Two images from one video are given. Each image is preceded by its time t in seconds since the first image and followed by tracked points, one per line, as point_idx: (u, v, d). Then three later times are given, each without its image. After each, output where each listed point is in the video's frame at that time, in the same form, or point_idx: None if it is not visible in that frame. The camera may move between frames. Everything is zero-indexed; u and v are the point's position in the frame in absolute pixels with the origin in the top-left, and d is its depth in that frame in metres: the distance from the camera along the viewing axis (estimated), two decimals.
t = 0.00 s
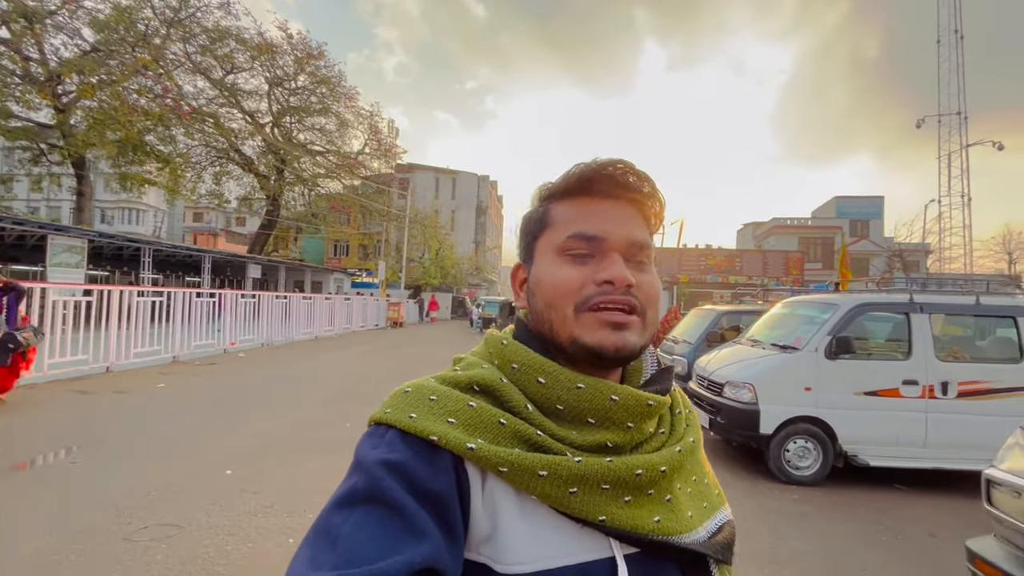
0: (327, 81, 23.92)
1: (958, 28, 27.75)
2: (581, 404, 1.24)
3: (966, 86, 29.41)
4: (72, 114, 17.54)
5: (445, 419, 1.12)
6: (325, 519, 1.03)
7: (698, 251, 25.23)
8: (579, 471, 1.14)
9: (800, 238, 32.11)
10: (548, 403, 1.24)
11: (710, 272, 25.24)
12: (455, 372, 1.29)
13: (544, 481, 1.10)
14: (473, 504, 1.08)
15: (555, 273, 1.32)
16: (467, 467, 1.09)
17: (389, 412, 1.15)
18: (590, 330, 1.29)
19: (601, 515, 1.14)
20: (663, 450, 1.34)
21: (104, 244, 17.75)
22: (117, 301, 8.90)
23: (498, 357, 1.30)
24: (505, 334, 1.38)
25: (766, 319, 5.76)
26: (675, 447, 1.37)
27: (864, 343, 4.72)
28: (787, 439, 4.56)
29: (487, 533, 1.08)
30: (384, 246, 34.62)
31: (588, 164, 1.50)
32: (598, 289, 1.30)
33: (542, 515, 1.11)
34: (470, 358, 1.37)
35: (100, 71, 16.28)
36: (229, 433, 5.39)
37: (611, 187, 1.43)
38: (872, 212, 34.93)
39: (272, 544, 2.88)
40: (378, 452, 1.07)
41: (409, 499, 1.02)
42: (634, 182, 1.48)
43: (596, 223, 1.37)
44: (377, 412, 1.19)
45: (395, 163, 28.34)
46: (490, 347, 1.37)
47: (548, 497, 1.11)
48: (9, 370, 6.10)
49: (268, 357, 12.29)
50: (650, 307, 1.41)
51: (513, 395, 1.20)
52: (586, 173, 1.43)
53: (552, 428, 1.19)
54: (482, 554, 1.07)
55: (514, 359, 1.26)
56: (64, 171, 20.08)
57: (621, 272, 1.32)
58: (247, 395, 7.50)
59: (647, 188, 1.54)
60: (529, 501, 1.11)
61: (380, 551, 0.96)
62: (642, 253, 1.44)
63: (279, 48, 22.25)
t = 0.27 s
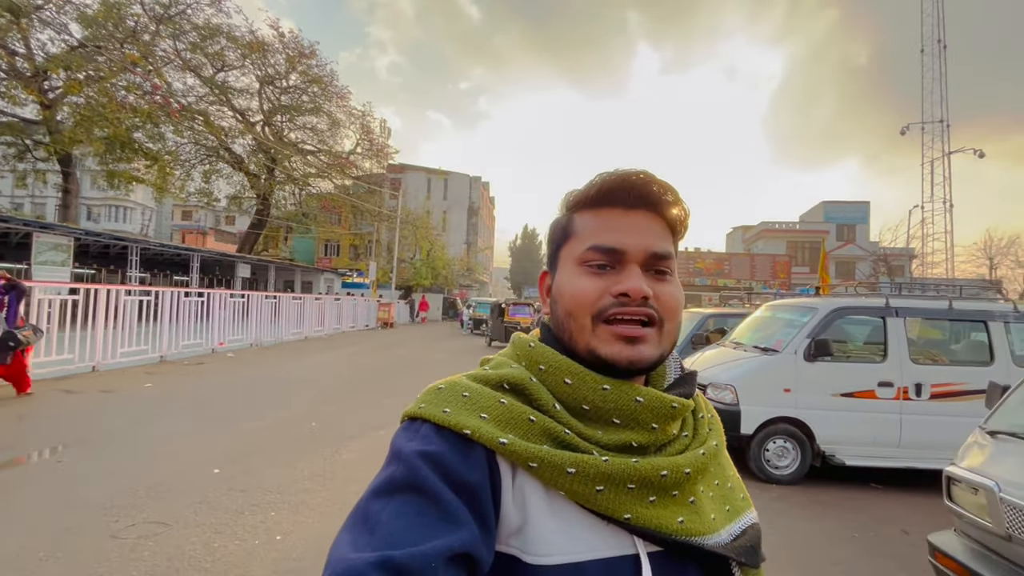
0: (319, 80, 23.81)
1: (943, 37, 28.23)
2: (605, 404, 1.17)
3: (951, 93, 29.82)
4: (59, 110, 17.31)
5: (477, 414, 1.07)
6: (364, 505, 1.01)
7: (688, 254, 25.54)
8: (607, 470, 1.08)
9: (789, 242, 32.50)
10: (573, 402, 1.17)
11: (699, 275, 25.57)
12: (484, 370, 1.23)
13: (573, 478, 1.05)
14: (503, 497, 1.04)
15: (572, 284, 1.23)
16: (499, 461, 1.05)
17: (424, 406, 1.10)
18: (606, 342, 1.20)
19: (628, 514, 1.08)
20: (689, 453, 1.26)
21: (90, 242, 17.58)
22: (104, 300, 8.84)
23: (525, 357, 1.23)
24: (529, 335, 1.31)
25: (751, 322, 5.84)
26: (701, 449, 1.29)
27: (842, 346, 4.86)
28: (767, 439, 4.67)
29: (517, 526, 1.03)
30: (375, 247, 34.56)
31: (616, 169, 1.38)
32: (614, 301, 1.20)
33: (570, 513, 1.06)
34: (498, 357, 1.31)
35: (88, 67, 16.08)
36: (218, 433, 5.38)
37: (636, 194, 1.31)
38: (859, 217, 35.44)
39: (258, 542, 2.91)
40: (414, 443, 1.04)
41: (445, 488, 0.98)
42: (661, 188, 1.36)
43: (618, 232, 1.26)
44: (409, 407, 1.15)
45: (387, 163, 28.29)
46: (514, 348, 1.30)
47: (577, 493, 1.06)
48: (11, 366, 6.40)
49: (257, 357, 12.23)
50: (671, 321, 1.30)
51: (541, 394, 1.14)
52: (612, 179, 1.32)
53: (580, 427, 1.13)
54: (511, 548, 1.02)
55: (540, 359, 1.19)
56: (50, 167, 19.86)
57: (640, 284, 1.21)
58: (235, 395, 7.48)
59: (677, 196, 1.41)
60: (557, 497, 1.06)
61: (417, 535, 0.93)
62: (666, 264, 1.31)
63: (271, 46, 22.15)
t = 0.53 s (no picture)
0: (314, 79, 23.77)
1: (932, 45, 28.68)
2: (617, 400, 1.18)
3: (940, 98, 30.14)
4: (51, 106, 17.18)
5: (495, 409, 1.08)
6: (387, 493, 1.01)
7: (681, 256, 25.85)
8: (620, 462, 1.08)
9: (781, 245, 32.78)
10: (586, 398, 1.17)
11: (692, 276, 25.87)
12: (499, 367, 1.24)
13: (588, 470, 1.05)
14: (520, 490, 1.03)
15: (582, 286, 1.24)
16: (516, 455, 1.05)
17: (442, 401, 1.11)
18: (615, 342, 1.20)
19: (639, 505, 1.09)
20: (694, 448, 1.26)
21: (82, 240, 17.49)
22: (97, 298, 8.83)
23: (538, 355, 1.23)
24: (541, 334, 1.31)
25: (740, 323, 5.94)
26: (707, 445, 1.29)
27: (827, 347, 4.96)
28: (753, 438, 4.76)
29: (533, 516, 1.03)
30: (370, 246, 34.53)
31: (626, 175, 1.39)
32: (623, 303, 1.21)
33: (584, 505, 1.05)
34: (510, 354, 1.31)
35: (80, 63, 15.97)
36: (212, 431, 5.41)
37: (645, 198, 1.32)
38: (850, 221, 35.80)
39: (252, 537, 2.96)
40: (434, 436, 1.04)
41: (464, 477, 0.98)
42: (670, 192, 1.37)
43: (627, 236, 1.27)
44: (427, 403, 1.15)
45: (381, 163, 28.29)
46: (526, 347, 1.30)
47: (592, 485, 1.06)
48: (22, 363, 6.68)
49: (251, 356, 12.23)
50: (678, 322, 1.30)
51: (556, 391, 1.14)
52: (621, 184, 1.33)
53: (594, 422, 1.14)
54: (527, 538, 1.01)
55: (554, 357, 1.20)
56: (41, 164, 19.72)
57: (648, 287, 1.22)
58: (229, 394, 7.49)
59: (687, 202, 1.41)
60: (571, 489, 1.06)
61: (439, 521, 0.94)
62: (673, 267, 1.32)
63: (265, 44, 22.10)
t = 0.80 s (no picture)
0: (312, 78, 23.77)
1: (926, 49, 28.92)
2: (604, 409, 1.22)
3: (935, 101, 30.26)
4: (48, 104, 17.14)
5: (483, 417, 1.10)
6: (370, 503, 1.02)
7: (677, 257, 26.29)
8: (606, 468, 1.12)
9: (777, 247, 32.94)
10: (573, 406, 1.21)
11: (688, 278, 26.27)
12: (485, 375, 1.26)
13: (575, 475, 1.09)
14: (507, 497, 1.05)
15: (573, 295, 1.27)
16: (503, 463, 1.07)
17: (428, 408, 1.12)
18: (603, 352, 1.24)
19: (624, 510, 1.12)
20: (675, 454, 1.31)
21: (79, 238, 17.46)
22: (94, 297, 8.84)
23: (524, 363, 1.26)
24: (526, 342, 1.34)
25: (734, 325, 6.01)
26: (687, 451, 1.34)
27: (819, 348, 5.03)
28: (746, 438, 4.83)
29: (519, 524, 1.05)
30: (367, 246, 34.54)
31: (616, 188, 1.43)
32: (614, 314, 1.25)
33: (572, 511, 1.08)
34: (494, 362, 1.34)
35: (78, 61, 15.94)
36: (209, 430, 5.44)
37: (633, 211, 1.36)
38: (845, 223, 36.01)
39: (250, 534, 3.00)
40: (420, 444, 1.05)
41: (449, 485, 1.00)
42: (658, 207, 1.41)
43: (618, 247, 1.30)
44: (410, 412, 1.16)
45: (379, 163, 28.30)
46: (511, 354, 1.32)
47: (579, 491, 1.09)
48: (32, 358, 6.92)
49: (247, 356, 12.24)
50: (664, 333, 1.35)
51: (544, 399, 1.17)
52: (612, 196, 1.36)
53: (580, 429, 1.17)
54: (513, 546, 1.03)
55: (540, 365, 1.23)
56: (37, 162, 19.66)
57: (638, 299, 1.26)
58: (226, 394, 7.50)
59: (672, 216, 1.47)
60: (558, 495, 1.09)
61: (426, 530, 0.95)
62: (661, 279, 1.36)
63: (263, 43, 22.11)
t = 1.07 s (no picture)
0: (314, 78, 23.82)
1: (926, 51, 29.02)
2: (583, 408, 1.26)
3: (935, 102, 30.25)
4: (50, 104, 17.19)
5: (462, 420, 1.13)
6: (346, 510, 1.03)
7: (677, 259, 26.87)
8: (585, 466, 1.16)
9: (777, 248, 32.98)
10: (552, 406, 1.25)
11: (688, 278, 26.47)
12: (465, 377, 1.29)
13: (556, 475, 1.12)
14: (487, 499, 1.08)
15: (553, 294, 1.31)
16: (483, 465, 1.10)
17: (408, 412, 1.14)
18: (584, 350, 1.28)
19: (605, 508, 1.16)
20: (654, 451, 1.35)
21: (81, 237, 17.50)
22: (98, 296, 8.91)
23: (504, 364, 1.30)
24: (505, 343, 1.37)
25: (732, 325, 6.07)
26: (666, 447, 1.38)
27: (816, 349, 5.08)
28: (743, 437, 4.88)
29: (500, 527, 1.07)
30: (368, 246, 34.62)
31: (594, 186, 1.46)
32: (593, 313, 1.29)
33: (551, 510, 1.11)
34: (474, 364, 1.37)
35: (80, 60, 15.98)
36: (212, 427, 5.50)
37: (612, 209, 1.39)
38: (845, 225, 36.06)
39: (254, 529, 3.06)
40: (398, 447, 1.07)
41: (426, 489, 1.02)
42: (637, 204, 1.45)
43: (596, 246, 1.34)
44: (389, 415, 1.19)
45: (381, 163, 28.35)
46: (491, 356, 1.35)
47: (558, 491, 1.12)
48: (44, 352, 7.19)
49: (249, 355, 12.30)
50: (643, 329, 1.39)
51: (523, 400, 1.21)
52: (589, 195, 1.40)
53: (559, 429, 1.21)
54: (495, 548, 1.06)
55: (520, 365, 1.26)
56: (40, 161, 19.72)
57: (617, 297, 1.30)
58: (228, 392, 7.57)
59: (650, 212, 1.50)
60: (538, 495, 1.12)
61: (404, 533, 0.97)
62: (640, 276, 1.40)
63: (265, 43, 22.17)
